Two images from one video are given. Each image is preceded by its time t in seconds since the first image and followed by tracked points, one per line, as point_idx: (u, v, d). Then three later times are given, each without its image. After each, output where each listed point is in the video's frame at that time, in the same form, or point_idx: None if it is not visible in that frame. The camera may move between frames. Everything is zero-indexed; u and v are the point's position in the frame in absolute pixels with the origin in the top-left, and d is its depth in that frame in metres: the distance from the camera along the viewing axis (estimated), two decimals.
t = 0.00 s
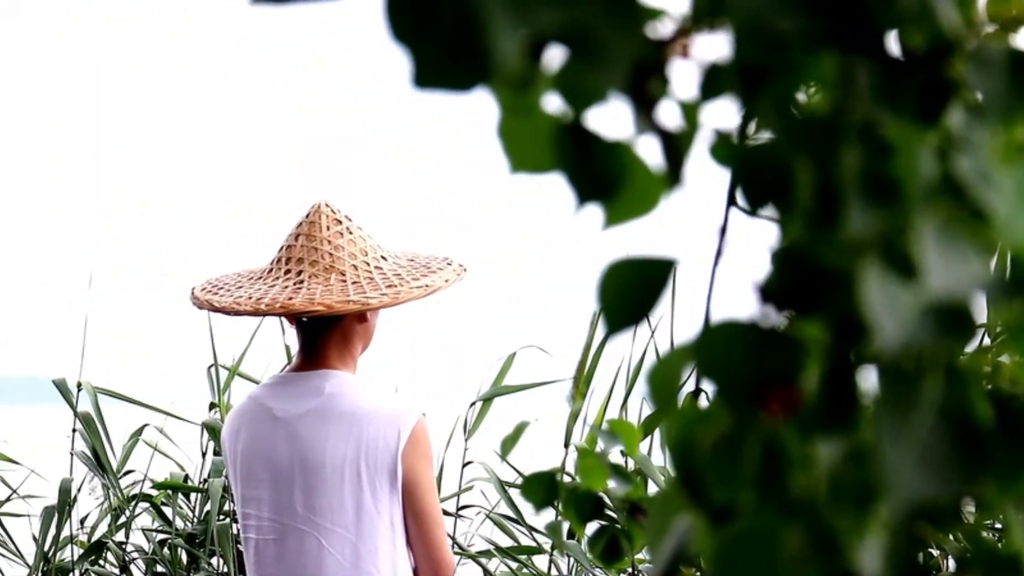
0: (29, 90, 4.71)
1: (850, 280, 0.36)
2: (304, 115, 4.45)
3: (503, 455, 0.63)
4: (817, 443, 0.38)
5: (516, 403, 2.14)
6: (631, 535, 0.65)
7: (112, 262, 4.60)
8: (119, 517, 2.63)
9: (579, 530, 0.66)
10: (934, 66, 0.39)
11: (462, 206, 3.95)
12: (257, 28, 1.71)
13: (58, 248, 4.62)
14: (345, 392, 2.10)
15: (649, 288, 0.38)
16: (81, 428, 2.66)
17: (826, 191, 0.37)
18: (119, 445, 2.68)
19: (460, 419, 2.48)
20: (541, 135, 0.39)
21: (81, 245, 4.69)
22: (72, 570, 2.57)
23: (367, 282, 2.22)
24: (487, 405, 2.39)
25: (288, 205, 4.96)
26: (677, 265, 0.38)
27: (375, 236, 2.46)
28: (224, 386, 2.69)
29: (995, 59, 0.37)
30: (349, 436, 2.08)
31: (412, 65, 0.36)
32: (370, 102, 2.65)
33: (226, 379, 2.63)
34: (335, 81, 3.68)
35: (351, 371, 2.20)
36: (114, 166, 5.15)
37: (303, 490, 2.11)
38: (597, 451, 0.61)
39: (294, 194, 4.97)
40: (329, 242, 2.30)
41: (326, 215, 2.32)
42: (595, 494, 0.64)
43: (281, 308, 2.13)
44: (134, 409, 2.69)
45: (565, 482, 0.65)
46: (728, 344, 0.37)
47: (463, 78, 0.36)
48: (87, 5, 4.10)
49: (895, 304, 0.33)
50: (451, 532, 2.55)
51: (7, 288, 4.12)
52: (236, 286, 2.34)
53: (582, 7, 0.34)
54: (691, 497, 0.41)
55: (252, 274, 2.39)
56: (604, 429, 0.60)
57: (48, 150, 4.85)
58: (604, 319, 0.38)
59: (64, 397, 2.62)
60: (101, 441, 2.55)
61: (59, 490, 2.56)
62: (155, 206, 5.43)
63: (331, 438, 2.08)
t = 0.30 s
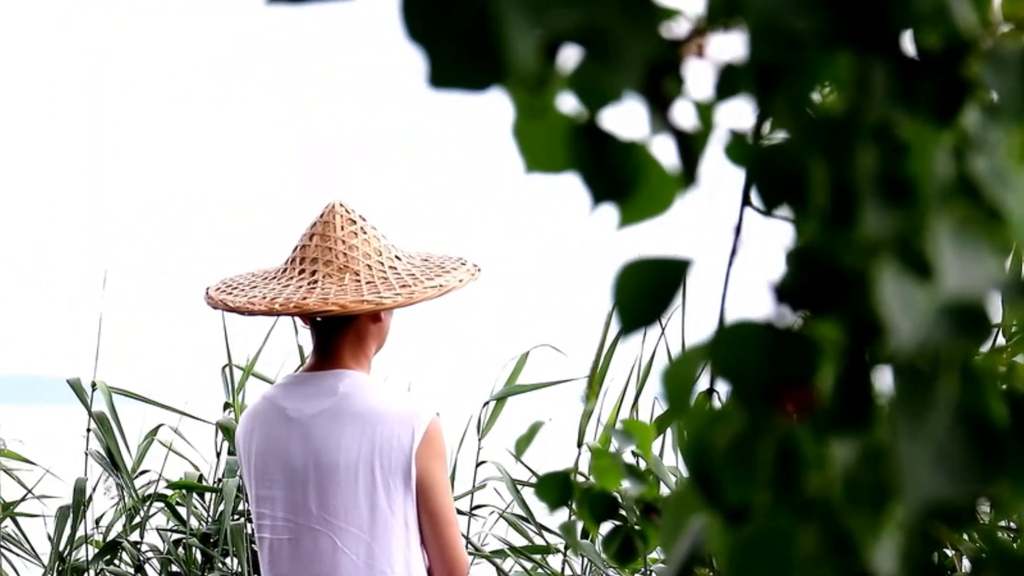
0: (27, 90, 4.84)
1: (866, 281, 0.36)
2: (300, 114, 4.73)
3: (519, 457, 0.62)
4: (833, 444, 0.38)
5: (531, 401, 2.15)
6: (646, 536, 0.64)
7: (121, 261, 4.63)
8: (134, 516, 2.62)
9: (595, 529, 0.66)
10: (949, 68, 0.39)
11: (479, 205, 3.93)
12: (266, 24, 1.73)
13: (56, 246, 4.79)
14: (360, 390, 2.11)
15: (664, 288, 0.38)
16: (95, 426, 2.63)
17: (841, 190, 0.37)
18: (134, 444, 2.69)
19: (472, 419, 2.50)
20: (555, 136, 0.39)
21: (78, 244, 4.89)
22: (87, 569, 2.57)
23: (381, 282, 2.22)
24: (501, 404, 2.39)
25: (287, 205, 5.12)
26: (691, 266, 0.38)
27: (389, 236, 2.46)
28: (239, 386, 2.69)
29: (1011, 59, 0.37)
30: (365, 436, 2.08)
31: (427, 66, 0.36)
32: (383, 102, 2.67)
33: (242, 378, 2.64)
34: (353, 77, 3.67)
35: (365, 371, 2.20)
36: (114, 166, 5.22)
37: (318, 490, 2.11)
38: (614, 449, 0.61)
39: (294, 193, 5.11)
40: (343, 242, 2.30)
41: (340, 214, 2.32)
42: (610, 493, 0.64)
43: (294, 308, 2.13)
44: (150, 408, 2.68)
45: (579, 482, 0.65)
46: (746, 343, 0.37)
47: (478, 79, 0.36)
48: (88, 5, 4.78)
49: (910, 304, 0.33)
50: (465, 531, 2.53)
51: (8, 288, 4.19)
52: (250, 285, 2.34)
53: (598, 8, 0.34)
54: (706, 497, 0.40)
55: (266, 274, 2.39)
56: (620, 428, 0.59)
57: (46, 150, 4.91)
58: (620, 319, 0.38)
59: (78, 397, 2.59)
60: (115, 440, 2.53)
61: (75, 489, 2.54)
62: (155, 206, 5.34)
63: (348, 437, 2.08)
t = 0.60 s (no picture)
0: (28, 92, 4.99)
1: (886, 281, 0.36)
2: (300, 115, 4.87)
3: (537, 456, 0.62)
4: (853, 444, 0.38)
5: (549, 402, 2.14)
6: (665, 535, 0.64)
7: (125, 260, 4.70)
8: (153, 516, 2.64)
9: (612, 530, 0.66)
10: (969, 67, 0.39)
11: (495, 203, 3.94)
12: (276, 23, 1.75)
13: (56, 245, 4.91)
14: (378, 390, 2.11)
15: (683, 287, 0.38)
16: (113, 426, 2.66)
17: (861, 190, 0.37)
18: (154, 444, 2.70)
19: (490, 418, 2.49)
20: (575, 136, 0.39)
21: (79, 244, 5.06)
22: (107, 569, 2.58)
23: (399, 282, 2.22)
24: (518, 405, 2.39)
25: (288, 205, 5.49)
26: (711, 266, 0.38)
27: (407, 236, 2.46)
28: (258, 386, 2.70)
29: None
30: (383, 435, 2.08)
31: (447, 66, 0.36)
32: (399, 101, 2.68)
33: (260, 379, 2.65)
34: (370, 75, 3.68)
35: (383, 371, 2.19)
36: (113, 165, 5.40)
37: (336, 490, 2.11)
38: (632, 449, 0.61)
39: (293, 192, 5.43)
40: (361, 242, 2.30)
41: (358, 214, 2.32)
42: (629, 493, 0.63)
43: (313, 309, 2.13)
44: (168, 408, 2.68)
45: (598, 482, 0.65)
46: (766, 344, 0.38)
47: (498, 79, 0.36)
48: (87, 4, 4.89)
49: (932, 302, 0.33)
50: (483, 531, 2.54)
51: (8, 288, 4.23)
52: (268, 286, 2.35)
53: (618, 7, 0.34)
54: (725, 497, 0.41)
55: (284, 274, 2.40)
56: (637, 427, 0.59)
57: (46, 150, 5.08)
58: (640, 319, 0.38)
59: (97, 397, 2.62)
60: (134, 439, 2.57)
61: (93, 489, 2.56)
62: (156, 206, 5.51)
63: (365, 437, 2.08)
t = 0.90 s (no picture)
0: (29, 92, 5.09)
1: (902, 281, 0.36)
2: (302, 113, 4.90)
3: (553, 456, 0.62)
4: (869, 443, 0.38)
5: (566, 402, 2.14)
6: (680, 534, 0.65)
7: (130, 261, 4.78)
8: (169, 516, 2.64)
9: (626, 530, 0.66)
10: (986, 66, 0.39)
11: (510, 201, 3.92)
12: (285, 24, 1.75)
13: (56, 245, 5.02)
14: (396, 389, 2.11)
15: (700, 287, 0.38)
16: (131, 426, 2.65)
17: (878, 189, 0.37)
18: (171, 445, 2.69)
19: (505, 418, 2.48)
20: (590, 137, 0.39)
21: (80, 244, 5.23)
22: (123, 569, 2.59)
23: (414, 282, 2.22)
24: (534, 405, 2.40)
25: (287, 205, 5.79)
26: (728, 265, 0.38)
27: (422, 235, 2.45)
28: (274, 386, 2.70)
29: None
30: (398, 436, 2.08)
31: (464, 66, 0.36)
32: (412, 101, 2.68)
33: (276, 378, 2.65)
34: (377, 75, 3.70)
35: (399, 371, 2.19)
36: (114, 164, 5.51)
37: (351, 490, 2.11)
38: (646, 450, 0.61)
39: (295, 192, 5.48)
40: (376, 242, 2.30)
41: (373, 215, 2.32)
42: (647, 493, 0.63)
43: (329, 308, 2.13)
44: (183, 408, 2.69)
45: (613, 483, 0.65)
46: (781, 345, 0.38)
47: (515, 78, 0.36)
48: (88, 5, 4.64)
49: (946, 302, 0.33)
50: (498, 531, 2.55)
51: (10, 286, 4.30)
52: (284, 286, 2.35)
53: (637, 7, 0.34)
54: (740, 496, 0.41)
55: (299, 274, 2.40)
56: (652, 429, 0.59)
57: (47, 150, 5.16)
58: (656, 319, 0.38)
59: (113, 396, 2.62)
60: (150, 439, 2.57)
61: (109, 489, 2.54)
62: (156, 206, 5.65)
63: (381, 437, 2.08)
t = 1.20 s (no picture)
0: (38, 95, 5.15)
1: (921, 281, 0.36)
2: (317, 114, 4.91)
3: (570, 457, 0.62)
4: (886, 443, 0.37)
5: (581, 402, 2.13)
6: (697, 534, 0.64)
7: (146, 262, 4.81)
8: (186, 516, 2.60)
9: (642, 532, 0.65)
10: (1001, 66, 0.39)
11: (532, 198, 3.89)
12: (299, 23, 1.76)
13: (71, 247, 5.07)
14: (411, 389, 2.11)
15: (718, 288, 0.38)
16: (148, 425, 2.61)
17: (896, 190, 0.37)
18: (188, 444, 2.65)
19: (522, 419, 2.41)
20: (607, 138, 0.39)
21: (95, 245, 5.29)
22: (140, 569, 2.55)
23: (431, 282, 2.21)
24: (552, 405, 2.39)
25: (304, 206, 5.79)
26: (746, 267, 0.38)
27: (439, 235, 2.45)
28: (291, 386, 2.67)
29: None
30: (413, 436, 2.08)
31: (481, 66, 0.35)
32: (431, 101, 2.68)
33: (293, 378, 2.64)
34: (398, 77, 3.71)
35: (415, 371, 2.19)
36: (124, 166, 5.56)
37: (368, 491, 2.11)
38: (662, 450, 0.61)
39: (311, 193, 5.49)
40: (393, 242, 2.29)
41: (390, 215, 2.32)
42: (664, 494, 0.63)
43: (346, 308, 2.13)
44: (201, 407, 2.68)
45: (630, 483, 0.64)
46: (799, 344, 0.38)
47: (534, 79, 0.35)
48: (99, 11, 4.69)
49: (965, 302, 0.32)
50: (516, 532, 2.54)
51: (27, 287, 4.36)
52: (301, 286, 2.35)
53: (654, 7, 0.33)
54: (760, 496, 0.40)
55: (316, 274, 2.40)
56: (669, 428, 0.58)
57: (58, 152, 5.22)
58: (674, 318, 0.38)
59: (132, 395, 2.58)
60: (169, 440, 2.53)
61: (127, 489, 2.49)
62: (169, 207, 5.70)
63: (395, 437, 2.08)
